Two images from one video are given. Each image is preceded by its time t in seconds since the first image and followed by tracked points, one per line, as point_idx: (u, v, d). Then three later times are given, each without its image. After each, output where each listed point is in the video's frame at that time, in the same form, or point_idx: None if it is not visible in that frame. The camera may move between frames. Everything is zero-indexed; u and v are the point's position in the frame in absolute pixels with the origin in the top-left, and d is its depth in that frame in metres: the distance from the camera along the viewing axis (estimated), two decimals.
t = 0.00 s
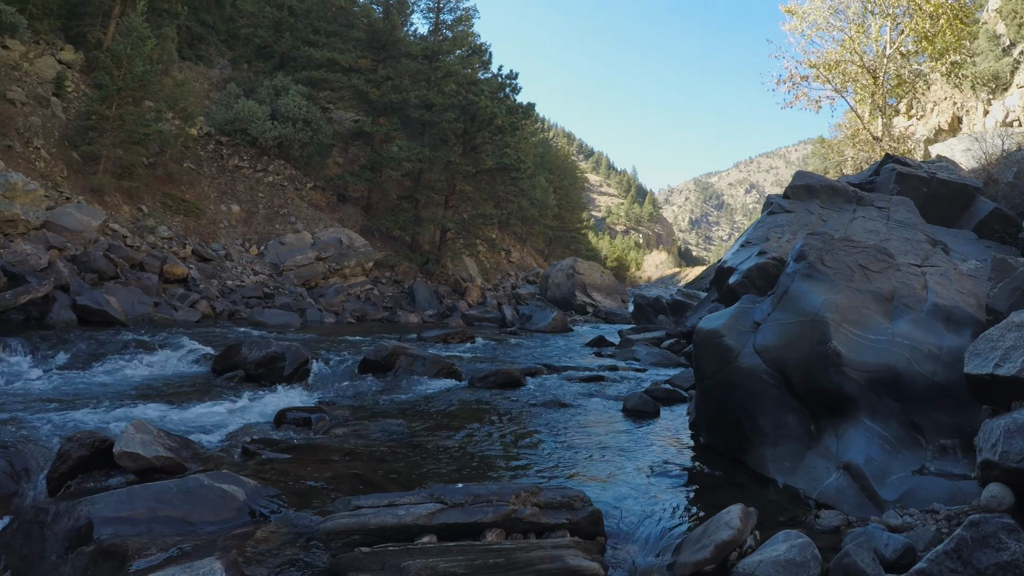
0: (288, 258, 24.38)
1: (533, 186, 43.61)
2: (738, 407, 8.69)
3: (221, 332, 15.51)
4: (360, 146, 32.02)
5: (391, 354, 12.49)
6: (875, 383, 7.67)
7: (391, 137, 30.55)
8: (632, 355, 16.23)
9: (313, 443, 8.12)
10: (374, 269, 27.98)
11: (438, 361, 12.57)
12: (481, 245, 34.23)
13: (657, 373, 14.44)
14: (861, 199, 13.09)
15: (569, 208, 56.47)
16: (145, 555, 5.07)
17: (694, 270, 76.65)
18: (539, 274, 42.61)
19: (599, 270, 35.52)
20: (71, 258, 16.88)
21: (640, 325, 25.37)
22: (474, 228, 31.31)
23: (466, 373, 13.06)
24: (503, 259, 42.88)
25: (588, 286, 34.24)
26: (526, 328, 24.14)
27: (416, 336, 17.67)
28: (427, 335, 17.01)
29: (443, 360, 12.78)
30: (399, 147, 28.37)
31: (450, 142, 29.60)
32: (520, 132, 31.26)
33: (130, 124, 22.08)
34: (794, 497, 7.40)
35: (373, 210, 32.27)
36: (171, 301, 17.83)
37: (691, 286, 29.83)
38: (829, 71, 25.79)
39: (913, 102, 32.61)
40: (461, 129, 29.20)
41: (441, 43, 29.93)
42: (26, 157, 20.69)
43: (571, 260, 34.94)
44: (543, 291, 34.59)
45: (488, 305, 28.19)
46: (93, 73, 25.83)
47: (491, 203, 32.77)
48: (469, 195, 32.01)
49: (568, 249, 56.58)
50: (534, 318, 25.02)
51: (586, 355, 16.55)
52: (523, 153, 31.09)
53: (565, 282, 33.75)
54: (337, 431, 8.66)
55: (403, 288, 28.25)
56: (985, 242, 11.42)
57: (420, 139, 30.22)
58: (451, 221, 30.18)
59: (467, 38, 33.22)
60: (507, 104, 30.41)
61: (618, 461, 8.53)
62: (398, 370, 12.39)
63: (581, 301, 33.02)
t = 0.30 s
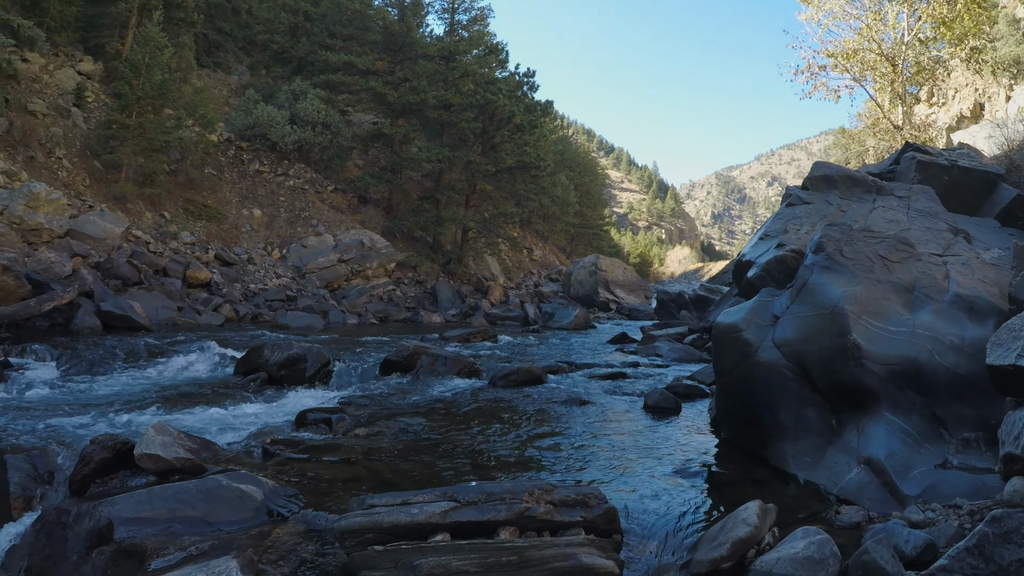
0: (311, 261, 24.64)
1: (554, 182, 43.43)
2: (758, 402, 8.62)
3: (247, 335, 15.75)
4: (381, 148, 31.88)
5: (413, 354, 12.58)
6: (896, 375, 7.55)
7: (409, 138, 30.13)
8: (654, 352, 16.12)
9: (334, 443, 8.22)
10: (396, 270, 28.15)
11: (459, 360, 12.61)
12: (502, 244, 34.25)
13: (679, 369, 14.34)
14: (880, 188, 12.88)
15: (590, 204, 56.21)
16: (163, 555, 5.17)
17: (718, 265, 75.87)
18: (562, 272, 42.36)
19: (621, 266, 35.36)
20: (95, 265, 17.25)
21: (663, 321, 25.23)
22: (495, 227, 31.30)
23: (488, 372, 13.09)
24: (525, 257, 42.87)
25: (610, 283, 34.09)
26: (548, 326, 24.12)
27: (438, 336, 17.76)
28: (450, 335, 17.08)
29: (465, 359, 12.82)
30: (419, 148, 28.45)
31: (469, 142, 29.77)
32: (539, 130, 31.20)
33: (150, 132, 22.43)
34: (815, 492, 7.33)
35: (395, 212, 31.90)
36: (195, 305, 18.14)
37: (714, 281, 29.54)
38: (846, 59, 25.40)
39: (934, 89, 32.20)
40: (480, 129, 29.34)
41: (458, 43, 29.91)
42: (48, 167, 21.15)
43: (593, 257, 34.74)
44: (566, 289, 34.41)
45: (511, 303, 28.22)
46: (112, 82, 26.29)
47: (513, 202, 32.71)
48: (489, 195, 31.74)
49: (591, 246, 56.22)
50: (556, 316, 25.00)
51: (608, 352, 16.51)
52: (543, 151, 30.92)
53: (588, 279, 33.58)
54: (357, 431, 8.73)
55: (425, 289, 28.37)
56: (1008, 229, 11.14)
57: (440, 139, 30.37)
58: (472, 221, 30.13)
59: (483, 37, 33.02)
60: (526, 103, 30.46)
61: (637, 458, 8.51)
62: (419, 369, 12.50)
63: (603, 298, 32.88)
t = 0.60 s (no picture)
0: (329, 259, 24.73)
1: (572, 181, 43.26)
2: (772, 404, 8.53)
3: (266, 334, 15.91)
4: (399, 147, 31.94)
5: (430, 352, 12.57)
6: (911, 381, 7.41)
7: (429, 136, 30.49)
8: (671, 351, 16.00)
9: (351, 439, 8.26)
10: (415, 269, 28.24)
11: (477, 358, 12.57)
12: (521, 243, 34.27)
13: (696, 369, 14.24)
14: (900, 188, 12.73)
15: (608, 202, 55.91)
16: (178, 546, 5.21)
17: (739, 263, 75.31)
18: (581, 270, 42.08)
19: (640, 265, 35.19)
20: (116, 265, 17.51)
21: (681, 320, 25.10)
22: (514, 226, 31.22)
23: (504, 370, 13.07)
24: (544, 256, 42.80)
25: (629, 282, 33.91)
26: (566, 325, 24.07)
27: (456, 334, 17.78)
28: (467, 333, 17.08)
29: (481, 357, 12.79)
30: (437, 146, 28.68)
31: (488, 140, 29.82)
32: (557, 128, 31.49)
33: (170, 133, 22.64)
34: (827, 497, 7.32)
35: (413, 210, 32.28)
36: (215, 304, 18.32)
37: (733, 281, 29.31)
38: (868, 56, 24.87)
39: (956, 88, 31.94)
40: (499, 127, 29.47)
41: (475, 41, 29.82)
42: (69, 169, 21.48)
43: (612, 256, 34.58)
44: (585, 287, 34.35)
45: (529, 302, 28.19)
46: (130, 85, 26.65)
47: (531, 201, 32.62)
48: (508, 193, 32.12)
49: (610, 245, 55.80)
50: (575, 315, 24.94)
51: (625, 351, 16.43)
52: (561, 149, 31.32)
53: (607, 278, 33.40)
54: (374, 427, 8.77)
55: (444, 287, 28.39)
56: None
57: (459, 138, 30.59)
58: (490, 220, 30.18)
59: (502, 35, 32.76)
60: (544, 102, 30.59)
61: (649, 458, 8.46)
62: (436, 367, 12.51)
63: (622, 298, 32.70)
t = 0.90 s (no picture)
0: (351, 252, 24.64)
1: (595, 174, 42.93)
2: (791, 396, 8.50)
3: (289, 325, 15.98)
4: (421, 139, 31.60)
5: (451, 345, 12.56)
6: (928, 373, 7.31)
7: (451, 129, 30.14)
8: (693, 345, 15.90)
9: (372, 432, 8.23)
10: (436, 261, 28.27)
11: (497, 351, 12.52)
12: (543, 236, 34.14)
13: (718, 362, 14.15)
14: (919, 183, 12.63)
15: (631, 196, 55.52)
16: (200, 539, 5.25)
17: (760, 258, 74.94)
18: (601, 264, 42.07)
19: (662, 259, 34.94)
20: (138, 257, 17.58)
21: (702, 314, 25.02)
22: (537, 219, 31.06)
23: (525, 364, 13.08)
24: (566, 249, 42.61)
25: (651, 275, 33.64)
26: (588, 318, 23.99)
27: (478, 326, 17.81)
28: (489, 326, 17.05)
29: (503, 349, 12.69)
30: (459, 139, 28.29)
31: (509, 133, 28.92)
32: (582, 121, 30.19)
33: (192, 124, 22.65)
34: (844, 487, 7.27)
35: (435, 202, 32.02)
36: (236, 296, 18.29)
37: (754, 275, 29.12)
38: (890, 52, 24.94)
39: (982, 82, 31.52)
40: (521, 120, 28.54)
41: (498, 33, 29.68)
42: (91, 160, 21.55)
43: (634, 249, 34.42)
44: (606, 280, 34.38)
45: (551, 295, 28.07)
46: (152, 76, 26.74)
47: (554, 193, 32.43)
48: (531, 186, 31.69)
49: (632, 238, 54.21)
50: (596, 308, 24.82)
51: (646, 345, 16.41)
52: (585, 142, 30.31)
53: (629, 271, 33.32)
54: (394, 420, 8.77)
55: (465, 280, 28.38)
56: None
57: (483, 130, 29.66)
58: (512, 212, 30.06)
59: (525, 28, 32.39)
60: (566, 94, 29.72)
61: (668, 450, 8.44)
62: (457, 360, 12.49)
63: (644, 290, 32.54)
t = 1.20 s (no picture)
0: (350, 252, 24.61)
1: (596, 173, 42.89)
2: (792, 393, 8.54)
3: (288, 325, 15.94)
4: (422, 138, 31.82)
5: (452, 344, 12.64)
6: (928, 369, 7.36)
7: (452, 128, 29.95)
8: (692, 345, 15.95)
9: (374, 432, 8.24)
10: (436, 261, 28.25)
11: (498, 350, 12.54)
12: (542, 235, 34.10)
13: (718, 361, 14.16)
14: (918, 182, 12.66)
15: (630, 195, 55.53)
16: (208, 538, 5.27)
17: (758, 258, 75.06)
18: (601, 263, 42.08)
19: (661, 258, 35.04)
20: (137, 256, 17.52)
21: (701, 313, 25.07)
22: (537, 219, 31.06)
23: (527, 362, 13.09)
24: (565, 248, 42.61)
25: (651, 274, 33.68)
26: (588, 318, 24.01)
27: (478, 326, 17.81)
28: (489, 325, 17.04)
29: (504, 349, 12.78)
30: (459, 138, 28.33)
31: (509, 133, 28.78)
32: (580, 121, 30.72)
33: (192, 123, 22.54)
34: (846, 482, 7.32)
35: (435, 202, 32.08)
36: (236, 296, 18.27)
37: (753, 273, 29.17)
38: (887, 53, 25.05)
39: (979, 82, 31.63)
40: (521, 120, 28.45)
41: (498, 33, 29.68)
42: (90, 158, 21.47)
43: (633, 248, 34.43)
44: (606, 279, 34.32)
45: (550, 295, 28.10)
46: (151, 74, 26.64)
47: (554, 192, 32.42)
48: (530, 185, 31.80)
49: (631, 238, 54.74)
50: (596, 307, 24.85)
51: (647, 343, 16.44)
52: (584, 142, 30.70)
53: (628, 270, 33.30)
54: (397, 419, 8.82)
55: (464, 279, 28.35)
56: None
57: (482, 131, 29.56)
58: (512, 212, 30.15)
59: (525, 28, 32.43)
60: (566, 94, 30.02)
61: (670, 447, 8.48)
62: (458, 359, 12.54)
63: (643, 290, 32.62)
